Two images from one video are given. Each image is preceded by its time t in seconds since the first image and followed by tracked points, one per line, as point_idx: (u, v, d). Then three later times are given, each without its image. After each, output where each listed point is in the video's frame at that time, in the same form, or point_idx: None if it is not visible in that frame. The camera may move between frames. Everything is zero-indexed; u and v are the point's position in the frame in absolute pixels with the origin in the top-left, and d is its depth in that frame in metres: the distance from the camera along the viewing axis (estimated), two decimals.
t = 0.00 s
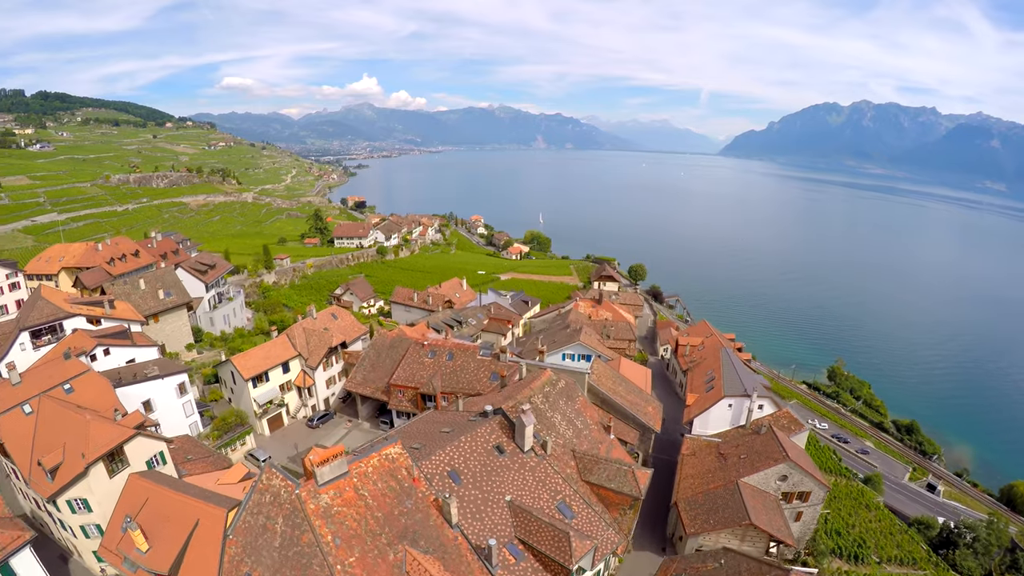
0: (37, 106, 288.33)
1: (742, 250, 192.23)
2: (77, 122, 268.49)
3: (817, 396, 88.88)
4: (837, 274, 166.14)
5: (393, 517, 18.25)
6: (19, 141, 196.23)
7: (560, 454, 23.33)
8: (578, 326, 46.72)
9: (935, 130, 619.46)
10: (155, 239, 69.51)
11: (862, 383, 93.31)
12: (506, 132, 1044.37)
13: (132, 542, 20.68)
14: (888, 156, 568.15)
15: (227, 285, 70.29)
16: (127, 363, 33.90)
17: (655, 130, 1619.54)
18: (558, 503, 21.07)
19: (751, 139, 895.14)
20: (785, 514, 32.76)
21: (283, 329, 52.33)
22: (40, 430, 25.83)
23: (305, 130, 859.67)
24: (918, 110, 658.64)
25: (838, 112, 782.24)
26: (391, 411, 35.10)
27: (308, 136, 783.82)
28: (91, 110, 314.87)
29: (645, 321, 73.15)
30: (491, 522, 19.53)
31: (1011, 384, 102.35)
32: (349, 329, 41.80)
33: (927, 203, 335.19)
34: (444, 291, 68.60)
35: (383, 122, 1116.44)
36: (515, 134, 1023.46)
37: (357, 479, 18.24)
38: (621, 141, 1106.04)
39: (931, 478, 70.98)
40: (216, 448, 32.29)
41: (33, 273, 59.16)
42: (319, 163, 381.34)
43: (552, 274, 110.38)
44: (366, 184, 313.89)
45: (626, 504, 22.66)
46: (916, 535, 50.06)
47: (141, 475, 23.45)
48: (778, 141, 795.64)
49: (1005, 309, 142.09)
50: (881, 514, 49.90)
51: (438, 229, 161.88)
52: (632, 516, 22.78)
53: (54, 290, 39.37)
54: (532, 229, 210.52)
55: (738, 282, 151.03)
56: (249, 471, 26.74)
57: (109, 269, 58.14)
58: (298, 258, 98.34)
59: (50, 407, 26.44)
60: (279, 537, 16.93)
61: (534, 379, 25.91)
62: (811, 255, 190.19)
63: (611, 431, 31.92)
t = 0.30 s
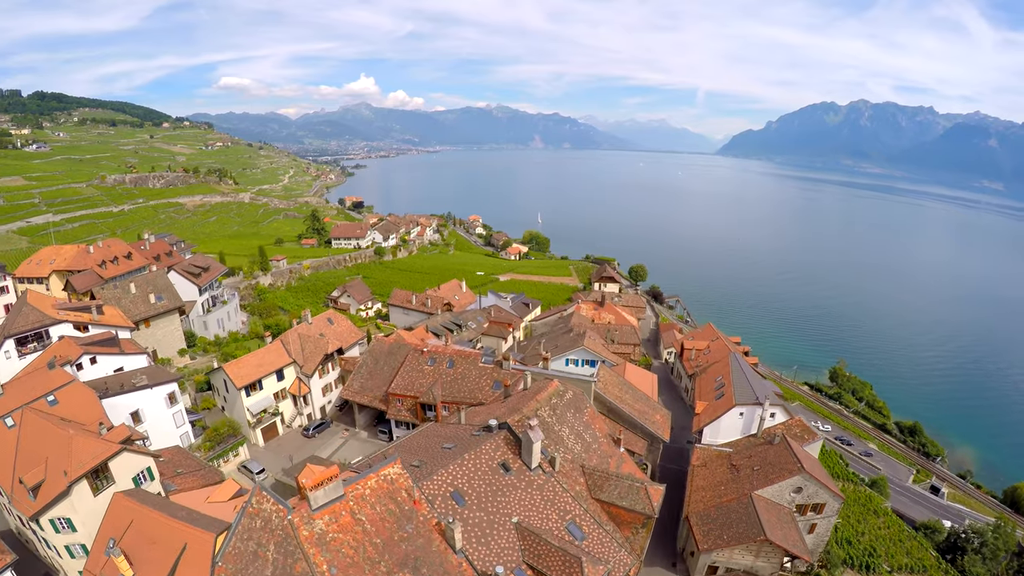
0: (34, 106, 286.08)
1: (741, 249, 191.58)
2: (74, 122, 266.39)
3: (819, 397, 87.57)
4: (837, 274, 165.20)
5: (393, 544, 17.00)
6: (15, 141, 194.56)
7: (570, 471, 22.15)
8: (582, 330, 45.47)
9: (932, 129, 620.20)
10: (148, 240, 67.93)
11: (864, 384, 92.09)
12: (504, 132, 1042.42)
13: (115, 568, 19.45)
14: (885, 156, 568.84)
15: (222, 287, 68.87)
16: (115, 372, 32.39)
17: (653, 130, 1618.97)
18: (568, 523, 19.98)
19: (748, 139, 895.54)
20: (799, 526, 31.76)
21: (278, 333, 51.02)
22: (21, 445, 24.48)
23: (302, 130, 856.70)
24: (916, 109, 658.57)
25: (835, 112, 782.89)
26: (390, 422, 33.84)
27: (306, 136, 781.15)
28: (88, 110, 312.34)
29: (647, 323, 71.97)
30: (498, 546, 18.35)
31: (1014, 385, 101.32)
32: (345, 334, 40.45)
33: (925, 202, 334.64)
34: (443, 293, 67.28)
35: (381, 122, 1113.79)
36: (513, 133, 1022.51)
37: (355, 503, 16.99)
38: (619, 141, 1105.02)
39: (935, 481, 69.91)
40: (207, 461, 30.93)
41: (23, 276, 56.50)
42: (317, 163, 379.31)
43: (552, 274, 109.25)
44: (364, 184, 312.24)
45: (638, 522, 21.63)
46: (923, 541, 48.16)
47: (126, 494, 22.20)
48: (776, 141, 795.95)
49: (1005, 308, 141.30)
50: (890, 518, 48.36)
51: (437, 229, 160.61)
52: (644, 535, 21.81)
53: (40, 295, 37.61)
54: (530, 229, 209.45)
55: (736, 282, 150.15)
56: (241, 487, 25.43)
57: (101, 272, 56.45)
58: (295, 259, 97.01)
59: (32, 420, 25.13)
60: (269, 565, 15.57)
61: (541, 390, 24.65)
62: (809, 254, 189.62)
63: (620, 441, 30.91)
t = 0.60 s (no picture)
0: (32, 106, 284.61)
1: (742, 249, 190.49)
2: (72, 122, 264.88)
3: (822, 399, 85.95)
4: (838, 273, 164.18)
5: (393, 573, 15.71)
6: (12, 141, 193.20)
7: (581, 490, 20.95)
8: (587, 335, 44.17)
9: (932, 129, 619.40)
10: (143, 242, 66.46)
11: (867, 386, 90.44)
12: (503, 131, 1040.67)
13: None
14: (885, 155, 568.02)
15: (218, 289, 67.54)
16: (103, 381, 31.01)
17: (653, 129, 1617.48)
18: (580, 546, 18.82)
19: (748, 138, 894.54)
20: (815, 540, 30.60)
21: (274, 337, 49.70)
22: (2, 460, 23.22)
23: (302, 130, 854.62)
24: (916, 109, 657.26)
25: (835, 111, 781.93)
26: (390, 433, 32.62)
27: (305, 136, 779.35)
28: (87, 110, 310.56)
29: (651, 325, 70.63)
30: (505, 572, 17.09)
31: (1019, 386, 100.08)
32: (342, 340, 39.14)
33: (925, 202, 333.67)
34: (443, 295, 65.82)
35: (381, 122, 1111.79)
36: (512, 133, 1021.41)
37: (352, 530, 15.81)
38: (618, 141, 1103.57)
39: (940, 484, 68.33)
40: (199, 475, 29.78)
41: (15, 279, 54.98)
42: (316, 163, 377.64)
43: (553, 275, 107.92)
44: (363, 184, 310.59)
45: (652, 543, 20.51)
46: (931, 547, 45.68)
47: (111, 515, 20.88)
48: (775, 140, 795.24)
49: (1008, 308, 140.16)
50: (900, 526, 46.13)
51: (436, 229, 159.37)
52: (658, 556, 20.69)
53: (27, 300, 36.19)
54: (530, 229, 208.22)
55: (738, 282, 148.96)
56: (234, 504, 24.14)
57: (93, 275, 54.95)
58: (293, 260, 95.75)
59: (13, 434, 23.85)
60: None
61: (549, 401, 23.43)
62: (810, 254, 188.60)
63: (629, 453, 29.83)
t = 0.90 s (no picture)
0: (32, 106, 283.59)
1: (744, 249, 189.35)
2: (72, 121, 263.77)
3: (826, 402, 84.02)
4: (840, 273, 163.19)
5: None
6: (11, 140, 192.10)
7: (592, 511, 19.72)
8: (594, 340, 42.90)
9: (932, 129, 618.37)
10: (139, 243, 64.94)
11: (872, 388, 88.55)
12: (504, 131, 1039.35)
13: None
14: (885, 155, 566.92)
15: (215, 292, 66.24)
16: (91, 390, 29.65)
17: (653, 129, 1616.16)
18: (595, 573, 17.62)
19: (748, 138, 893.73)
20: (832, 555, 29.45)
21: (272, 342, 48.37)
22: None
23: (302, 130, 853.37)
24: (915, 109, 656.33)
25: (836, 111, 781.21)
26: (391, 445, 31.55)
27: (305, 136, 778.22)
28: (88, 109, 309.01)
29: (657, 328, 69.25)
30: None
31: None
32: (341, 346, 37.82)
33: (925, 202, 333.11)
34: (445, 298, 64.34)
35: (381, 122, 1110.65)
36: (513, 133, 1020.33)
37: (350, 561, 14.60)
38: (619, 141, 1102.39)
39: (946, 488, 65.95)
40: (191, 488, 28.59)
41: (7, 281, 53.53)
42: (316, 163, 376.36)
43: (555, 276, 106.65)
44: (363, 183, 309.27)
45: (670, 568, 19.31)
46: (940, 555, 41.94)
47: (94, 538, 19.61)
48: (775, 140, 794.36)
49: (1012, 308, 138.99)
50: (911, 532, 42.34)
51: (437, 229, 158.17)
52: None
53: (14, 305, 34.80)
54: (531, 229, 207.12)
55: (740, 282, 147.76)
56: (226, 523, 22.90)
57: (87, 277, 53.34)
58: (292, 260, 94.57)
59: None
60: None
61: (559, 415, 22.26)
62: (812, 254, 187.54)
63: (639, 466, 28.71)
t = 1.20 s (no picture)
0: (35, 105, 282.91)
1: (747, 249, 187.92)
2: (75, 121, 262.92)
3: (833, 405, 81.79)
4: (845, 274, 161.82)
5: None
6: (13, 139, 191.31)
7: (608, 534, 18.48)
8: (603, 345, 41.50)
9: (935, 129, 615.92)
10: (136, 244, 63.57)
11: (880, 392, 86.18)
12: (505, 130, 1037.51)
13: None
14: (888, 155, 564.67)
15: (215, 294, 65.03)
16: (81, 400, 28.45)
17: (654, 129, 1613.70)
18: None
19: (750, 138, 891.51)
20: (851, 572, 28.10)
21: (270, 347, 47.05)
22: None
23: (304, 129, 852.77)
24: (918, 109, 654.30)
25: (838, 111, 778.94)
26: (394, 456, 30.21)
27: (307, 135, 777.18)
28: (91, 109, 308.33)
29: (664, 331, 67.80)
30: None
31: None
32: (341, 352, 36.60)
33: (927, 202, 332.11)
34: (448, 300, 62.91)
35: (383, 121, 1109.67)
36: (515, 133, 1019.32)
37: None
38: (620, 140, 1100.07)
39: (954, 492, 63.45)
40: (184, 502, 27.37)
41: (2, 282, 52.30)
42: (318, 163, 375.08)
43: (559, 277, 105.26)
44: (365, 183, 308.07)
45: None
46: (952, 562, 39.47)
47: (79, 564, 18.38)
48: (778, 140, 792.04)
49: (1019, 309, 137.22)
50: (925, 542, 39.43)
51: (439, 230, 156.93)
52: None
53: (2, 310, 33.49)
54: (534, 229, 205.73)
55: (745, 282, 146.20)
56: (219, 545, 21.72)
57: (83, 279, 52.12)
58: (292, 261, 93.30)
59: None
60: None
61: (572, 430, 21.09)
62: (817, 254, 186.03)
63: (652, 479, 27.43)
